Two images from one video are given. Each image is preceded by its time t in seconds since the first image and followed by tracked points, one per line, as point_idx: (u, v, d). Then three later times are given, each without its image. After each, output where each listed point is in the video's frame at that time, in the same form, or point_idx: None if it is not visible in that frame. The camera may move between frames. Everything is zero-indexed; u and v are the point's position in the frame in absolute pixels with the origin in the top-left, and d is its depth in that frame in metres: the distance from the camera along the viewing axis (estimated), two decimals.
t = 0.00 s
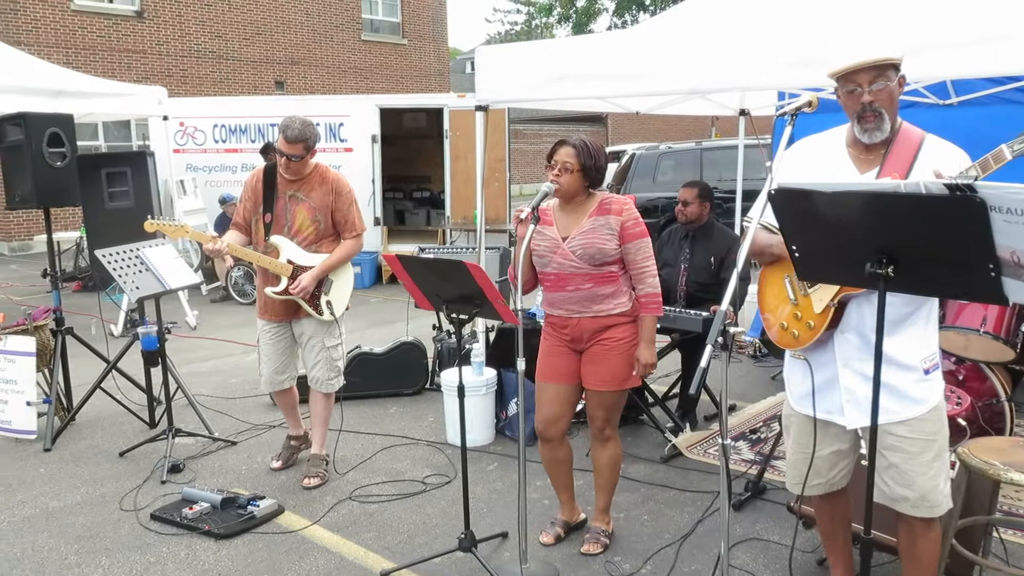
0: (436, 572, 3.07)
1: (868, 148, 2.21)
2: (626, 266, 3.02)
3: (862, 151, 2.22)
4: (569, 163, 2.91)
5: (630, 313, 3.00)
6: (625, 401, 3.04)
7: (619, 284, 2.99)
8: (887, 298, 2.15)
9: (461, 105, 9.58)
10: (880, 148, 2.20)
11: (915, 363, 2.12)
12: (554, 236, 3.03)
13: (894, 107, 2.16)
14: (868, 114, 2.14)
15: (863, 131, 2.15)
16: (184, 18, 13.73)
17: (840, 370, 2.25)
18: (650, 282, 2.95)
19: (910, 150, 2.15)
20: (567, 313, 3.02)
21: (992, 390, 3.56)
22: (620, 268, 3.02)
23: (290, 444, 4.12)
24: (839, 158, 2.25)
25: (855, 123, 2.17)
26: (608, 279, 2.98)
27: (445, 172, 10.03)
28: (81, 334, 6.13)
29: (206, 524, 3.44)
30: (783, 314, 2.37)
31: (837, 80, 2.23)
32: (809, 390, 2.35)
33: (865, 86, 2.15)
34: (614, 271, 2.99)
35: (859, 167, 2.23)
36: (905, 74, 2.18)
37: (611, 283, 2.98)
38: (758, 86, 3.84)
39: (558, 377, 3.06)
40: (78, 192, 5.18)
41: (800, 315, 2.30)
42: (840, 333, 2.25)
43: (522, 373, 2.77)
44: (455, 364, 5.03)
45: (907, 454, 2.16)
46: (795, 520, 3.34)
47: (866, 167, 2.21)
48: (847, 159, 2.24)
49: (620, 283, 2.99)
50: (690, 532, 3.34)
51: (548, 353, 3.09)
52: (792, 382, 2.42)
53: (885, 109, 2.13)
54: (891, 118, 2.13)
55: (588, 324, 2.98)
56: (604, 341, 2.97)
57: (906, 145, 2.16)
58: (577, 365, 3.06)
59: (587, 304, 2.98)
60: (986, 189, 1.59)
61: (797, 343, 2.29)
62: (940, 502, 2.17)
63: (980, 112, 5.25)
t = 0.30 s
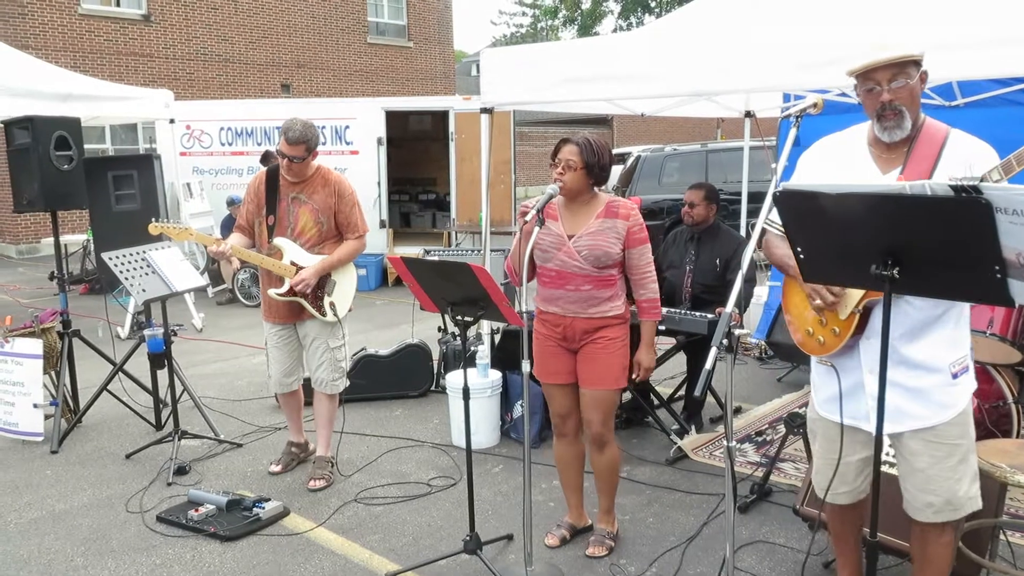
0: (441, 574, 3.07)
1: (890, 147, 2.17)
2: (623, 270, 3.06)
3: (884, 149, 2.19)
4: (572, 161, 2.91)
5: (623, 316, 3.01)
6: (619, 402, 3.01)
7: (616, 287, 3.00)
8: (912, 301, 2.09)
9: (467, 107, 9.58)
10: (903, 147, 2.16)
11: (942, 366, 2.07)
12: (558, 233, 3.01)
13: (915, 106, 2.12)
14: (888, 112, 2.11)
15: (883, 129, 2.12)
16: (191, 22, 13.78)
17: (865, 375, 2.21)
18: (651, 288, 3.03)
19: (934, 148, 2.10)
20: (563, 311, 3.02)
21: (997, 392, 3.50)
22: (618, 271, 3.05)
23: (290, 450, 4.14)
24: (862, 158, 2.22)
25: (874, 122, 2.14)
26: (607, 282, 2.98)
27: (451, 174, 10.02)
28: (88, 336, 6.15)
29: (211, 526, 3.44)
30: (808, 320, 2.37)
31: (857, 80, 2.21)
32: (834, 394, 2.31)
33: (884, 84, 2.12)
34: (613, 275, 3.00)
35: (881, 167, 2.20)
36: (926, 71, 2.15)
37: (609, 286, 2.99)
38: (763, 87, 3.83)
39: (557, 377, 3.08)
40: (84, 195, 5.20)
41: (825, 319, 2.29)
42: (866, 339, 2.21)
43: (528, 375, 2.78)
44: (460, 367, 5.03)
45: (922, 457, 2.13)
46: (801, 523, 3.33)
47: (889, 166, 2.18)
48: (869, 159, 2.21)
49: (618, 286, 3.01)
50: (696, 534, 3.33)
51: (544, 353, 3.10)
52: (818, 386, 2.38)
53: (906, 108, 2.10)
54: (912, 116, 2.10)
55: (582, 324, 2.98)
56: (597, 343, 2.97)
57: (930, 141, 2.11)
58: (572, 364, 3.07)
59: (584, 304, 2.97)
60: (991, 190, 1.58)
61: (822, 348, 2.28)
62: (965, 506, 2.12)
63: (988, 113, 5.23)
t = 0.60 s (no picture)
0: None
1: (911, 152, 2.13)
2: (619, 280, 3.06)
3: (905, 154, 2.14)
4: (575, 167, 2.91)
5: (618, 325, 3.01)
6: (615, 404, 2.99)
7: (613, 298, 3.00)
8: (937, 308, 2.03)
9: (469, 110, 9.60)
10: (924, 152, 2.12)
11: (968, 373, 2.01)
12: (559, 241, 3.02)
13: (936, 109, 2.07)
14: (907, 119, 2.07)
15: (901, 136, 2.08)
16: (193, 25, 13.81)
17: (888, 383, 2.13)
18: (645, 301, 3.03)
19: (958, 151, 2.05)
20: (558, 317, 3.01)
21: (1002, 395, 3.42)
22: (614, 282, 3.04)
23: (293, 454, 4.14)
24: (882, 162, 2.18)
25: (894, 128, 2.11)
26: (605, 293, 2.98)
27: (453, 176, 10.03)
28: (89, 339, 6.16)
29: (212, 528, 3.43)
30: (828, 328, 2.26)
31: (876, 84, 2.15)
32: (855, 403, 2.24)
33: (903, 90, 2.07)
34: (611, 285, 3.00)
35: (903, 172, 2.16)
36: (949, 73, 2.08)
37: (606, 296, 2.99)
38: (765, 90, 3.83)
39: (554, 378, 3.08)
40: (87, 198, 5.20)
41: (849, 330, 2.19)
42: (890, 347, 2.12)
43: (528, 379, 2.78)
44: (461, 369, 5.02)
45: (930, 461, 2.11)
46: (804, 527, 3.33)
47: (910, 172, 2.14)
48: (889, 163, 2.17)
49: (614, 297, 3.01)
50: (698, 538, 3.33)
51: (540, 355, 3.10)
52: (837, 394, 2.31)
53: (926, 113, 2.06)
54: (932, 122, 2.06)
55: (576, 331, 2.98)
56: (590, 349, 2.97)
57: (954, 144, 2.06)
58: (567, 367, 3.06)
59: (581, 313, 2.96)
60: (994, 192, 1.57)
61: (849, 360, 2.19)
62: (991, 512, 2.06)
63: (992, 116, 5.23)
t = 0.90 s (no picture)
0: None
1: (928, 151, 2.11)
2: (622, 284, 3.03)
3: (923, 154, 2.12)
4: (575, 171, 2.91)
5: (617, 329, 3.00)
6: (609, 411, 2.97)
7: (611, 302, 2.99)
8: (954, 311, 2.00)
9: (469, 112, 9.61)
10: (942, 151, 2.09)
11: (983, 378, 1.98)
12: (557, 244, 3.02)
13: (953, 109, 2.05)
14: (923, 118, 2.05)
15: (917, 135, 2.06)
16: (195, 27, 13.82)
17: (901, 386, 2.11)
18: (647, 306, 2.98)
19: (977, 151, 2.03)
20: (555, 320, 3.03)
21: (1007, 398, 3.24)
22: (615, 286, 3.02)
23: (293, 456, 4.13)
24: (898, 163, 2.16)
25: (910, 127, 2.09)
26: (602, 297, 2.97)
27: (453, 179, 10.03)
28: (89, 340, 6.16)
29: (212, 530, 3.43)
30: (844, 327, 2.21)
31: (893, 83, 2.14)
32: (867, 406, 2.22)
33: (921, 89, 2.05)
34: (609, 289, 2.98)
35: (922, 172, 2.13)
36: (967, 73, 2.07)
37: (604, 300, 2.97)
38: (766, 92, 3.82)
39: (552, 381, 3.09)
40: (87, 199, 5.20)
41: (863, 330, 2.14)
42: (906, 351, 2.10)
43: (527, 381, 2.78)
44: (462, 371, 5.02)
45: (934, 465, 2.10)
46: (803, 530, 3.32)
47: (929, 172, 2.11)
48: (906, 163, 2.15)
49: (613, 301, 3.00)
50: (697, 541, 3.32)
51: (539, 357, 3.12)
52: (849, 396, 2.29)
53: (943, 113, 2.04)
54: (949, 121, 2.04)
55: (572, 334, 2.99)
56: (586, 353, 2.97)
57: (973, 143, 2.04)
58: (565, 370, 3.07)
59: (576, 316, 2.97)
60: (995, 195, 1.57)
61: (863, 362, 2.14)
62: (1001, 519, 2.04)
63: (993, 119, 5.22)
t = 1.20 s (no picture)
0: None
1: (937, 153, 2.09)
2: (625, 279, 2.98)
3: (932, 155, 2.11)
4: (572, 166, 2.91)
5: (623, 324, 2.95)
6: (622, 410, 3.00)
7: (613, 295, 2.95)
8: (964, 316, 1.99)
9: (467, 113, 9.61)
10: (952, 152, 2.08)
11: (993, 383, 1.97)
12: (554, 240, 3.03)
13: (962, 110, 2.03)
14: (932, 120, 2.04)
15: (926, 137, 2.06)
16: (193, 28, 13.82)
17: (910, 390, 2.10)
18: (648, 297, 2.89)
19: (987, 153, 2.01)
20: (561, 317, 3.01)
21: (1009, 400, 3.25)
22: (619, 280, 2.98)
23: (290, 457, 4.11)
24: (907, 165, 2.14)
25: (918, 128, 2.08)
26: (601, 289, 2.94)
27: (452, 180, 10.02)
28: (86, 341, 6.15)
29: (208, 532, 3.42)
30: (852, 330, 2.19)
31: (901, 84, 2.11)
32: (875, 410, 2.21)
33: (929, 91, 2.02)
34: (610, 282, 2.95)
35: (931, 173, 2.12)
36: (975, 73, 2.03)
37: (603, 293, 2.94)
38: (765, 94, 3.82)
39: (558, 383, 3.05)
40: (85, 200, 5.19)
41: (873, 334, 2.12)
42: (916, 355, 2.09)
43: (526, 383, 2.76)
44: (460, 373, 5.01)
45: (941, 469, 2.09)
46: (802, 533, 3.31)
47: (939, 174, 2.10)
48: (916, 166, 2.13)
49: (615, 294, 2.96)
50: (695, 543, 3.31)
51: (547, 358, 3.09)
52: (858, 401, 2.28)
53: (952, 114, 2.02)
54: (957, 123, 2.03)
55: (579, 332, 2.96)
56: (597, 350, 2.94)
57: (983, 145, 2.02)
58: (574, 370, 3.04)
59: (577, 310, 2.96)
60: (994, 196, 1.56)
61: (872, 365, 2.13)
62: (1010, 523, 2.03)
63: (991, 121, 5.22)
